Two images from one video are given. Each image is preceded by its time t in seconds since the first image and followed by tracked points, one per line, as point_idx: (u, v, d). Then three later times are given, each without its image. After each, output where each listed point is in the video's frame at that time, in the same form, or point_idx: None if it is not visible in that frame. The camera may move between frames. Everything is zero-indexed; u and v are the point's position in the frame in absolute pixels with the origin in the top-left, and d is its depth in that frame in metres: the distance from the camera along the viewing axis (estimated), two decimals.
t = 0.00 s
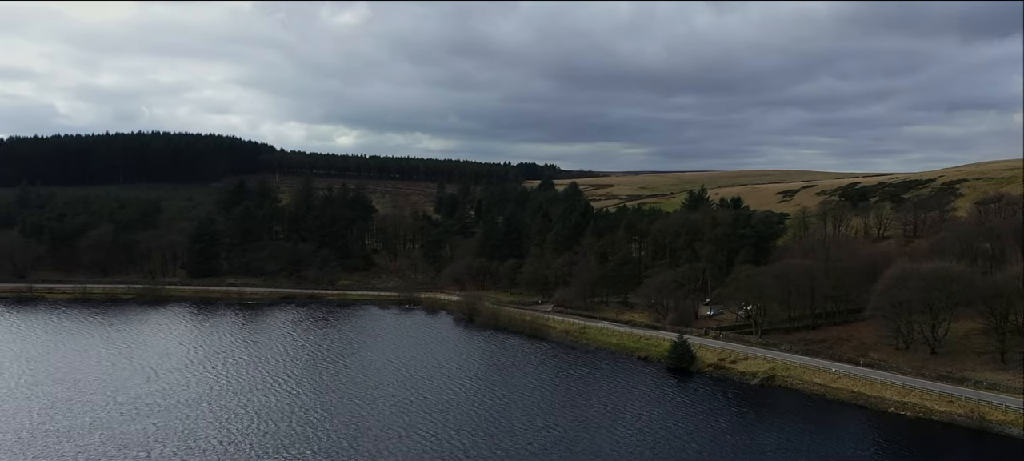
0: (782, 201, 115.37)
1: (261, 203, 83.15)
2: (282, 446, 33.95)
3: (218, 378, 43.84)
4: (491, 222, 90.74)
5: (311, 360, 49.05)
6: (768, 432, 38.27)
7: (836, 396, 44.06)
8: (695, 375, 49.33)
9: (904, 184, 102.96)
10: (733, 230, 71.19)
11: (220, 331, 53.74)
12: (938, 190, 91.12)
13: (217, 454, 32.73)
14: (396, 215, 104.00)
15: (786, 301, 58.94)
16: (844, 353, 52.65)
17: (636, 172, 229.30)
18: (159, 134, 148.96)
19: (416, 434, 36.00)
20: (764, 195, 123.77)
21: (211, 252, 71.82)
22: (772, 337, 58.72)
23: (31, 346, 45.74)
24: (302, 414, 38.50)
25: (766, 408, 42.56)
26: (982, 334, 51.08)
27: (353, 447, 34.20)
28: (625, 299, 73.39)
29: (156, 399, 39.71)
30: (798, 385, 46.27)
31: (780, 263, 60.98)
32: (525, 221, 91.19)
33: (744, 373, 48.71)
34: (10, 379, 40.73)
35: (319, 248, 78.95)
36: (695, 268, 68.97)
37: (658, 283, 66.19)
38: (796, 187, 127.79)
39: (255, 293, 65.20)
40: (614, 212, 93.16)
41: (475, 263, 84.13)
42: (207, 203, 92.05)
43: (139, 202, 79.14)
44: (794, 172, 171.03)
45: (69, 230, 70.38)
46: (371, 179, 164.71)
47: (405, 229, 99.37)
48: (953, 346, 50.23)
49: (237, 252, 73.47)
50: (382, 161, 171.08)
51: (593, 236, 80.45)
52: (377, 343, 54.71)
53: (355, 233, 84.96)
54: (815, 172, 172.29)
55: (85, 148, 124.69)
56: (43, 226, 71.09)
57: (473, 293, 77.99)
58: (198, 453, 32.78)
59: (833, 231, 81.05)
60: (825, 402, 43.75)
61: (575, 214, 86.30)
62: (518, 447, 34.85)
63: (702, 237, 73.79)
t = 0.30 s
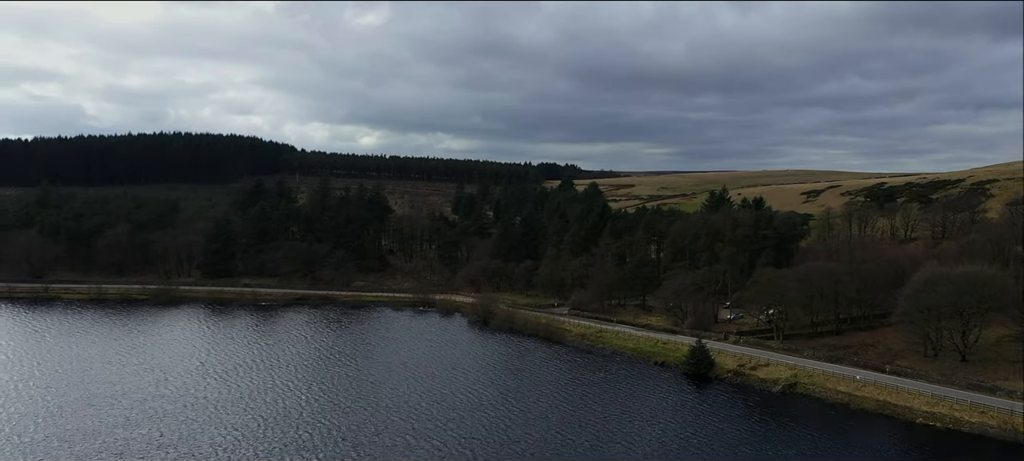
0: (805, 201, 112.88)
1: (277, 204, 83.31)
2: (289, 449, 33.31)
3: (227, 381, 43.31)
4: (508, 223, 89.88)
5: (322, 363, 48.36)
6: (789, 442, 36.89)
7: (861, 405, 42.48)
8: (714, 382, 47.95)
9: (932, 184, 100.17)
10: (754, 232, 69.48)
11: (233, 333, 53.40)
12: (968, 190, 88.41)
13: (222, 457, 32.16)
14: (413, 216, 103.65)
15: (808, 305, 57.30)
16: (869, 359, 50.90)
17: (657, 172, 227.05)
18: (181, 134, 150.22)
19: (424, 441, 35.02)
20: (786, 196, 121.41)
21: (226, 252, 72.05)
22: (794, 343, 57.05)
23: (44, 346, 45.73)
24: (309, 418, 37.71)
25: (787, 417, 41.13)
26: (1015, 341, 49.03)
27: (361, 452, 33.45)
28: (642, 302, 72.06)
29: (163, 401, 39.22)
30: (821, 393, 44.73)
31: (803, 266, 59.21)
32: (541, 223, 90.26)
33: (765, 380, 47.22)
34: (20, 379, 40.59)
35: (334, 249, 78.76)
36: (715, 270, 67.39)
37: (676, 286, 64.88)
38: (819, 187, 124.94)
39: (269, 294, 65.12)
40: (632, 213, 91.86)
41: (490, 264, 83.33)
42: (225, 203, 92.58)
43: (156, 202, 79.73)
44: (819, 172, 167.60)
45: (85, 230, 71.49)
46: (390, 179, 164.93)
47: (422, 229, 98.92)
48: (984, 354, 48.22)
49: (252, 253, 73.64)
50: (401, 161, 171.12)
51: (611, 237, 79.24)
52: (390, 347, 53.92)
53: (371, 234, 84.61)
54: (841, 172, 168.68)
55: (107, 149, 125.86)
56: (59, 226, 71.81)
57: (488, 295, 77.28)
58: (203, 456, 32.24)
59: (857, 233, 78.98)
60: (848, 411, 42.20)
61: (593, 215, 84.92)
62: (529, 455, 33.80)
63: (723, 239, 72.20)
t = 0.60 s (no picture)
0: (832, 202, 110.15)
1: (294, 204, 83.30)
2: (296, 455, 32.60)
3: (236, 384, 42.66)
4: (525, 224, 88.89)
5: (334, 367, 47.61)
6: (812, 454, 35.44)
7: (888, 415, 40.81)
8: (734, 390, 46.48)
9: (963, 184, 97.17)
10: (777, 233, 67.69)
11: (245, 335, 52.94)
12: (1001, 191, 85.41)
13: None
14: (430, 217, 103.18)
15: (833, 311, 55.59)
16: (897, 367, 48.99)
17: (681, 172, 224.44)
18: (202, 135, 150.89)
19: (434, 449, 34.11)
20: (811, 196, 118.78)
21: (241, 253, 72.47)
22: (818, 349, 55.24)
23: (56, 350, 45.67)
24: (315, 423, 36.85)
25: (810, 427, 39.66)
26: None
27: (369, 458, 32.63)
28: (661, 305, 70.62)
29: (169, 405, 38.61)
30: (846, 402, 43.09)
31: (829, 269, 57.31)
32: (559, 224, 89.23)
33: (787, 388, 45.61)
34: (30, 382, 40.40)
35: (351, 250, 78.43)
36: (737, 273, 65.89)
37: (696, 289, 63.50)
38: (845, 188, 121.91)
39: (284, 295, 64.98)
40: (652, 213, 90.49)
41: (506, 266, 82.42)
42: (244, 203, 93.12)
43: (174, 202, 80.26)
44: (847, 172, 163.91)
45: (103, 231, 72.25)
46: (410, 179, 164.94)
47: (439, 230, 98.30)
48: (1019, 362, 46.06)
49: (268, 254, 73.82)
50: (421, 161, 170.81)
51: (629, 239, 77.92)
52: (404, 351, 53.03)
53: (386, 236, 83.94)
54: (869, 172, 164.77)
55: (130, 150, 126.32)
56: (77, 226, 71.91)
57: (505, 298, 76.40)
58: None
59: (884, 235, 76.65)
60: (875, 422, 40.57)
61: (612, 216, 83.00)
62: None
63: (745, 241, 70.53)
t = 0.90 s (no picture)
0: (858, 203, 107.43)
1: (311, 204, 83.24)
2: None
3: (244, 388, 41.96)
4: (543, 225, 87.81)
5: (345, 372, 46.77)
6: None
7: (916, 427, 39.05)
8: (755, 398, 45.03)
9: (995, 184, 94.05)
10: (801, 235, 65.97)
11: (258, 339, 52.43)
12: None
13: None
14: (448, 217, 102.57)
15: (858, 316, 54.00)
16: (926, 376, 47.11)
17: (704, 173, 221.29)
18: (224, 135, 152.11)
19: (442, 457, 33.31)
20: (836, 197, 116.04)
21: (257, 254, 72.39)
22: (843, 356, 53.42)
23: (68, 351, 45.52)
24: (322, 430, 35.95)
25: (834, 440, 38.05)
26: None
27: None
28: (681, 309, 69.04)
29: (175, 410, 37.97)
30: (872, 412, 41.38)
31: (855, 272, 55.50)
32: (578, 225, 88.21)
33: (811, 397, 43.95)
34: (39, 384, 40.11)
35: (367, 251, 78.02)
36: (758, 276, 64.69)
37: (716, 292, 62.09)
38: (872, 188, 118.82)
39: (298, 296, 64.78)
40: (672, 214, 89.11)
41: (523, 267, 81.45)
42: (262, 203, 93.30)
43: (191, 203, 80.61)
44: (874, 172, 160.26)
45: (119, 231, 71.82)
46: (430, 180, 164.73)
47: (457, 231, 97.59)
48: None
49: (283, 254, 73.69)
50: (441, 161, 170.45)
51: (648, 241, 76.57)
52: (418, 355, 52.09)
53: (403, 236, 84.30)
54: (897, 172, 161.23)
55: (151, 149, 128.56)
56: (95, 227, 72.33)
57: (521, 300, 75.43)
58: None
59: (912, 238, 74.32)
60: (901, 434, 38.85)
61: (631, 216, 82.11)
62: None
63: (768, 243, 68.93)
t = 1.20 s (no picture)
0: (885, 204, 104.69)
1: (327, 205, 83.13)
2: None
3: (252, 393, 41.23)
4: (560, 226, 86.75)
5: (356, 377, 45.92)
6: None
7: (947, 440, 37.31)
8: (776, 407, 43.52)
9: None
10: (825, 237, 64.15)
11: (270, 342, 51.89)
12: None
13: None
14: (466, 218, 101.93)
15: (885, 322, 52.09)
16: (956, 386, 45.21)
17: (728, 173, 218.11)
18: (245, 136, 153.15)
19: None
20: (863, 198, 113.17)
21: (272, 256, 72.33)
22: (869, 364, 51.56)
23: (80, 355, 45.30)
24: (328, 437, 35.06)
25: (858, 453, 36.54)
26: None
27: None
28: (701, 313, 67.48)
29: (183, 414, 37.47)
30: (899, 424, 39.68)
31: (882, 277, 53.61)
32: (596, 227, 86.95)
33: (835, 407, 42.34)
34: (48, 387, 39.82)
35: (383, 252, 77.51)
36: (779, 280, 64.36)
37: (737, 296, 60.52)
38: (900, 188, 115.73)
39: (313, 298, 64.54)
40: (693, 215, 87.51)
41: (540, 270, 80.64)
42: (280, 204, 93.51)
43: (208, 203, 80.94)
44: (903, 172, 156.48)
45: (136, 232, 72.54)
46: (451, 180, 164.41)
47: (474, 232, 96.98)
48: None
49: (299, 256, 73.66)
50: (461, 161, 169.81)
51: (668, 243, 75.20)
52: (431, 360, 51.13)
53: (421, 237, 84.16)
54: (926, 172, 157.24)
55: (174, 151, 130.38)
56: (112, 227, 73.39)
57: (537, 303, 74.36)
58: None
59: (942, 241, 71.95)
60: (930, 448, 37.17)
61: (650, 217, 80.74)
62: None
63: (791, 246, 67.10)
